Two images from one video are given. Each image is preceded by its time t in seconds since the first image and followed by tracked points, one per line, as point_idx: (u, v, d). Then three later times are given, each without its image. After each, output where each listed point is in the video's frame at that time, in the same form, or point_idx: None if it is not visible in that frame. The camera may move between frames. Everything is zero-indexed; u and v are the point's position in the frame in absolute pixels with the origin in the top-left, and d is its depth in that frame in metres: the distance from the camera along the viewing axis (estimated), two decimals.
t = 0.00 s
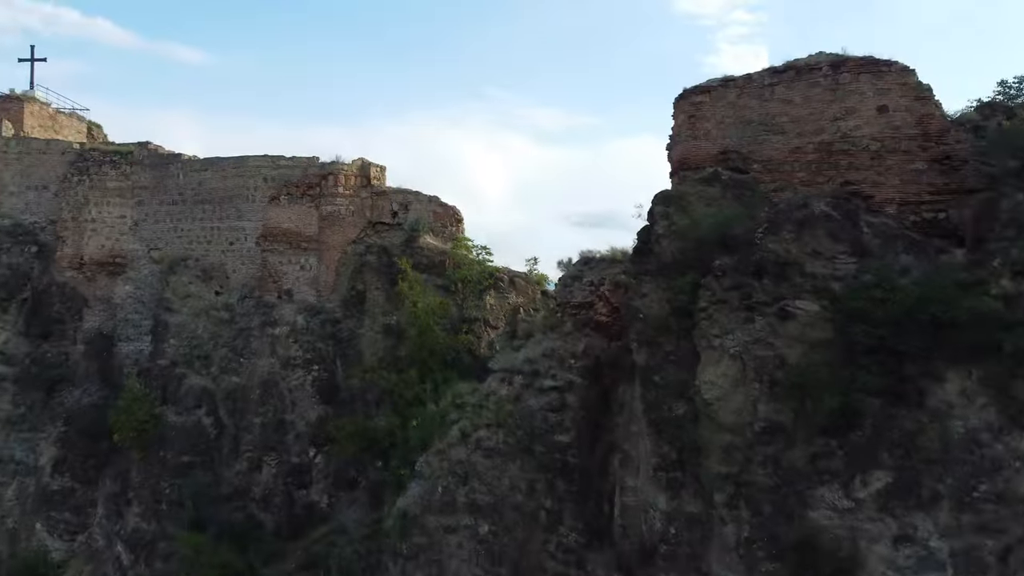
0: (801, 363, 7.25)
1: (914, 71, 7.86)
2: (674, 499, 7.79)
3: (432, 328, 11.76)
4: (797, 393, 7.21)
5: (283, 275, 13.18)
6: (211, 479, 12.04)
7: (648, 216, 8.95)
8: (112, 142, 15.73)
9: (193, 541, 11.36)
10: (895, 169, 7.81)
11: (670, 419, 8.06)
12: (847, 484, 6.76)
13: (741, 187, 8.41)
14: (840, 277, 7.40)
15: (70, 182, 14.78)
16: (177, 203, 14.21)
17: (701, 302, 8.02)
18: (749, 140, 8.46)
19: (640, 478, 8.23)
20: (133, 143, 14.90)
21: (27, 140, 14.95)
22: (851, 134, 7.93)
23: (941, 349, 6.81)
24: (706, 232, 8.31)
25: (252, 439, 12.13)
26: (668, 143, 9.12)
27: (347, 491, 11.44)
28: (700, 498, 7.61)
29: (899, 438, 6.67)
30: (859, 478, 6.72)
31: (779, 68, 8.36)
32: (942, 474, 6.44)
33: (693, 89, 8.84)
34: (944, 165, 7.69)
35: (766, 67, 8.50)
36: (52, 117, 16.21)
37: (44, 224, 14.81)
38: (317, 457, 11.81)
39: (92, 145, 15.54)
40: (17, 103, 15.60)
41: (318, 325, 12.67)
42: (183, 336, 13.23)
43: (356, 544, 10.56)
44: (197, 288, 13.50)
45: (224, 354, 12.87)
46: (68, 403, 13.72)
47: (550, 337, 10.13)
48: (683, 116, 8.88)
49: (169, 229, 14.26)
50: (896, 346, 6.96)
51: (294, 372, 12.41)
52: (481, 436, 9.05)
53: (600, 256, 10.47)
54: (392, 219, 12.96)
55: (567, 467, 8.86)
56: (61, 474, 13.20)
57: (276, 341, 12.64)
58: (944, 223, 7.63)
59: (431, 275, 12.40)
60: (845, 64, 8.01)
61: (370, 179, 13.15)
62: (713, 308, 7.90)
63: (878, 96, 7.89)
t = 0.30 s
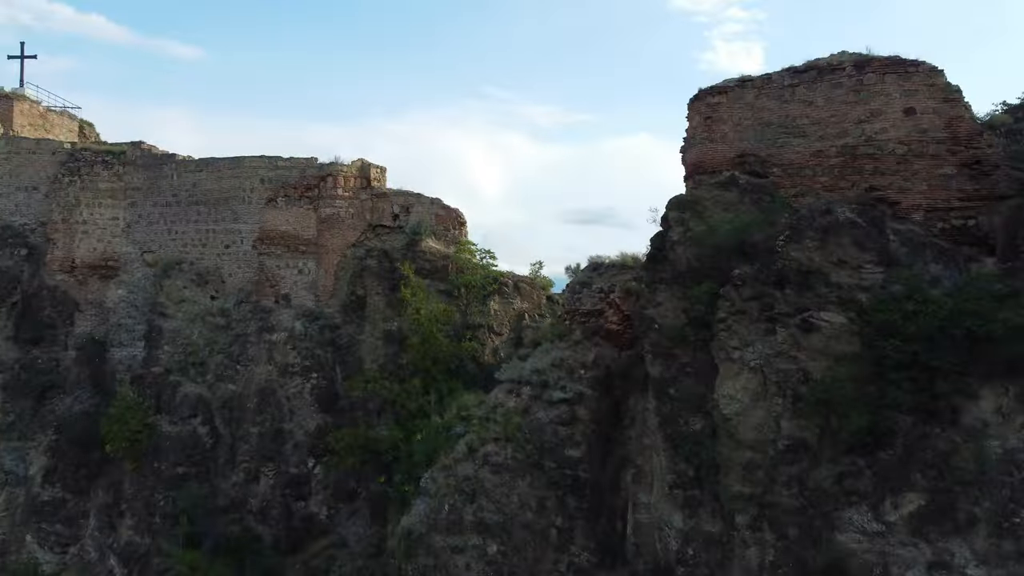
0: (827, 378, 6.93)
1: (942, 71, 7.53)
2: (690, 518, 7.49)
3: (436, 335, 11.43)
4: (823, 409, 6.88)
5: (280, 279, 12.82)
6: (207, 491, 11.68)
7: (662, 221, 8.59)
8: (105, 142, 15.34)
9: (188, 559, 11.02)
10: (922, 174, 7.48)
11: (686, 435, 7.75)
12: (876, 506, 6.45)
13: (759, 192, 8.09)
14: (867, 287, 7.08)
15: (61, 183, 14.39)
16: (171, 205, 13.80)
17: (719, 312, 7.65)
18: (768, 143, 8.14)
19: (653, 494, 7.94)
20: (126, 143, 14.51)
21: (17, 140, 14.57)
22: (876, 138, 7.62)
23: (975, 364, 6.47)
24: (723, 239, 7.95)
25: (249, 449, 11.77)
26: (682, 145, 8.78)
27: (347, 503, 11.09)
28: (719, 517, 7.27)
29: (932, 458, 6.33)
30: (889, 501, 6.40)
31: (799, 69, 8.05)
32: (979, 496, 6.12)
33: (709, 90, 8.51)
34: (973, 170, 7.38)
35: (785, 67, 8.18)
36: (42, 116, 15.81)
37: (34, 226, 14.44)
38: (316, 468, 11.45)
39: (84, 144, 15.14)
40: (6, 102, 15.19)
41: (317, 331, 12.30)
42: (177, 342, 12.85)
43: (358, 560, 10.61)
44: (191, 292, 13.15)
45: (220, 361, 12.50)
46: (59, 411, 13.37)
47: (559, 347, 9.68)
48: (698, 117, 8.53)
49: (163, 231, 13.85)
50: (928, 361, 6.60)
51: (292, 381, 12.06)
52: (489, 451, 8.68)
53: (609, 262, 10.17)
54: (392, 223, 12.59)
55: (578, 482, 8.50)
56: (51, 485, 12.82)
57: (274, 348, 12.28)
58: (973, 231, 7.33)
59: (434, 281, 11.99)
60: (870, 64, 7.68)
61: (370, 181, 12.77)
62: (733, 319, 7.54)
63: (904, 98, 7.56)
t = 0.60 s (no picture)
0: (855, 395, 6.59)
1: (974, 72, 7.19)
2: (709, 539, 7.16)
3: (440, 343, 11.04)
4: (850, 428, 6.54)
5: (278, 283, 12.47)
6: (203, 503, 11.33)
7: (677, 227, 8.28)
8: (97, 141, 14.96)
9: None
10: (952, 180, 7.15)
11: (705, 452, 7.41)
12: (909, 531, 6.13)
13: (779, 197, 7.76)
14: (896, 299, 6.75)
15: (51, 184, 14.00)
16: (165, 206, 13.41)
17: (740, 324, 7.33)
18: (788, 146, 7.84)
19: (667, 510, 7.63)
20: (119, 142, 14.12)
21: (6, 140, 14.20)
22: (904, 141, 7.29)
23: (1013, 380, 6.16)
24: (743, 246, 7.61)
25: (246, 460, 11.43)
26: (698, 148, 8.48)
27: (347, 515, 10.78)
28: (741, 539, 6.96)
29: (968, 481, 6.01)
30: (923, 525, 6.08)
31: (821, 69, 7.74)
32: (1019, 522, 5.77)
33: (726, 90, 8.18)
34: (1006, 175, 7.05)
35: (807, 67, 7.88)
36: (33, 114, 15.40)
37: (24, 228, 14.09)
38: (316, 479, 11.10)
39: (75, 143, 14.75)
40: None
41: (316, 337, 11.92)
42: (172, 348, 12.49)
43: None
44: (186, 297, 12.78)
45: (216, 369, 12.14)
46: (50, 419, 13.03)
47: (568, 357, 9.40)
48: (715, 119, 8.19)
49: (157, 234, 13.46)
50: (963, 378, 6.29)
51: (290, 389, 11.68)
52: (498, 467, 8.39)
53: (619, 269, 9.81)
54: (394, 226, 12.26)
55: (589, 499, 8.15)
56: (42, 496, 12.47)
57: (271, 355, 11.92)
58: (1005, 239, 7.02)
59: (436, 286, 11.60)
60: (897, 64, 7.35)
61: (371, 183, 12.41)
62: (753, 331, 7.23)
63: (934, 99, 7.22)
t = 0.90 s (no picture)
0: (884, 415, 6.28)
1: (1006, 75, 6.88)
2: (729, 563, 6.84)
3: (444, 352, 10.67)
4: (880, 449, 6.22)
5: (275, 289, 12.11)
6: (198, 517, 11.00)
7: (692, 234, 7.98)
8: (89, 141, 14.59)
9: None
10: (983, 188, 6.84)
11: (723, 472, 7.08)
12: (943, 559, 5.81)
13: (800, 205, 7.48)
14: (926, 313, 6.45)
15: (41, 186, 13.62)
16: (158, 209, 13.05)
17: (761, 338, 7.01)
18: (809, 152, 7.55)
19: (682, 528, 7.36)
20: (110, 142, 13.73)
21: None
22: (932, 147, 6.97)
23: None
24: (762, 255, 7.29)
25: (242, 471, 11.09)
26: (714, 152, 8.16)
27: (347, 529, 10.45)
28: (762, 565, 6.64)
29: (1006, 508, 5.73)
30: (958, 553, 5.76)
31: (844, 71, 7.43)
32: None
33: (744, 93, 7.87)
34: None
35: (829, 68, 7.57)
36: (22, 113, 15.01)
37: (13, 231, 13.70)
38: (314, 491, 10.75)
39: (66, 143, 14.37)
40: None
41: (314, 345, 11.57)
42: (166, 356, 12.13)
43: None
44: (180, 303, 12.42)
45: (210, 377, 11.75)
46: (39, 429, 12.66)
47: (576, 368, 9.12)
48: (733, 122, 7.86)
49: (150, 237, 13.10)
50: (999, 398, 6.00)
51: (288, 398, 11.33)
52: (506, 486, 8.07)
53: (629, 277, 9.50)
54: (394, 229, 11.91)
55: (602, 519, 7.81)
56: (32, 507, 12.11)
57: (268, 363, 11.58)
58: None
59: (438, 292, 11.24)
60: (925, 66, 7.04)
61: (370, 185, 12.04)
62: (775, 346, 6.91)
63: (964, 103, 6.91)
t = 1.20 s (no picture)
0: (915, 435, 5.97)
1: None
2: None
3: (448, 360, 10.29)
4: (912, 471, 5.92)
5: (271, 294, 11.76)
6: (193, 532, 10.67)
7: (708, 242, 7.65)
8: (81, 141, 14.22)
9: None
10: (1018, 195, 6.52)
11: (744, 492, 6.77)
12: None
13: (822, 212, 7.15)
14: (959, 328, 6.11)
15: (31, 188, 13.25)
16: (151, 212, 12.69)
17: (783, 352, 6.72)
18: (832, 157, 7.23)
19: (698, 549, 7.03)
20: (102, 142, 13.34)
21: None
22: (963, 153, 6.65)
23: None
24: (784, 266, 6.95)
25: (239, 484, 10.75)
26: (731, 156, 7.84)
27: (348, 543, 10.01)
28: None
29: None
30: None
31: (869, 72, 7.10)
32: None
33: (763, 94, 7.53)
34: None
35: (853, 70, 7.24)
36: (12, 112, 14.62)
37: (3, 234, 13.37)
38: (313, 504, 10.43)
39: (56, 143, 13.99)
40: None
41: (312, 353, 11.23)
42: (160, 363, 11.81)
43: None
44: (175, 308, 12.10)
45: (205, 386, 11.39)
46: (29, 439, 12.31)
47: (586, 379, 8.81)
48: (751, 125, 7.53)
49: (143, 240, 12.74)
50: None
51: (286, 408, 11.01)
52: (515, 506, 7.77)
53: (640, 284, 9.18)
54: (395, 233, 11.56)
55: (615, 540, 7.45)
56: (22, 520, 11.77)
57: (265, 371, 11.25)
58: None
59: (441, 299, 10.98)
60: (956, 68, 6.71)
61: (370, 188, 11.68)
62: (799, 361, 6.61)
63: (997, 107, 6.59)
